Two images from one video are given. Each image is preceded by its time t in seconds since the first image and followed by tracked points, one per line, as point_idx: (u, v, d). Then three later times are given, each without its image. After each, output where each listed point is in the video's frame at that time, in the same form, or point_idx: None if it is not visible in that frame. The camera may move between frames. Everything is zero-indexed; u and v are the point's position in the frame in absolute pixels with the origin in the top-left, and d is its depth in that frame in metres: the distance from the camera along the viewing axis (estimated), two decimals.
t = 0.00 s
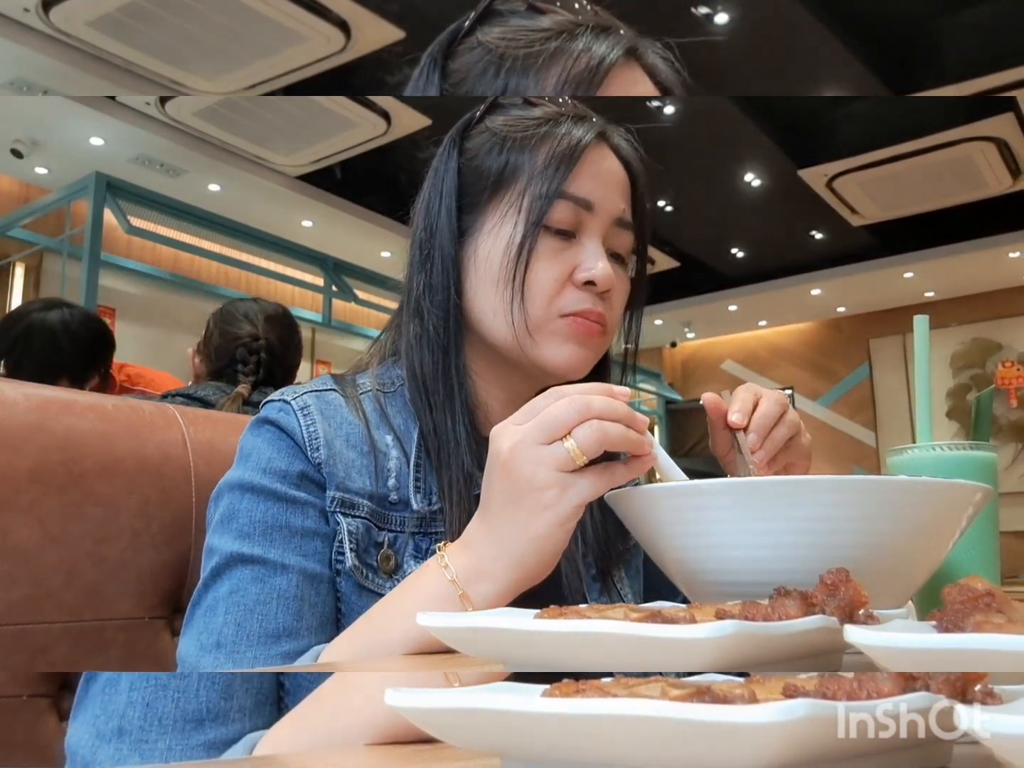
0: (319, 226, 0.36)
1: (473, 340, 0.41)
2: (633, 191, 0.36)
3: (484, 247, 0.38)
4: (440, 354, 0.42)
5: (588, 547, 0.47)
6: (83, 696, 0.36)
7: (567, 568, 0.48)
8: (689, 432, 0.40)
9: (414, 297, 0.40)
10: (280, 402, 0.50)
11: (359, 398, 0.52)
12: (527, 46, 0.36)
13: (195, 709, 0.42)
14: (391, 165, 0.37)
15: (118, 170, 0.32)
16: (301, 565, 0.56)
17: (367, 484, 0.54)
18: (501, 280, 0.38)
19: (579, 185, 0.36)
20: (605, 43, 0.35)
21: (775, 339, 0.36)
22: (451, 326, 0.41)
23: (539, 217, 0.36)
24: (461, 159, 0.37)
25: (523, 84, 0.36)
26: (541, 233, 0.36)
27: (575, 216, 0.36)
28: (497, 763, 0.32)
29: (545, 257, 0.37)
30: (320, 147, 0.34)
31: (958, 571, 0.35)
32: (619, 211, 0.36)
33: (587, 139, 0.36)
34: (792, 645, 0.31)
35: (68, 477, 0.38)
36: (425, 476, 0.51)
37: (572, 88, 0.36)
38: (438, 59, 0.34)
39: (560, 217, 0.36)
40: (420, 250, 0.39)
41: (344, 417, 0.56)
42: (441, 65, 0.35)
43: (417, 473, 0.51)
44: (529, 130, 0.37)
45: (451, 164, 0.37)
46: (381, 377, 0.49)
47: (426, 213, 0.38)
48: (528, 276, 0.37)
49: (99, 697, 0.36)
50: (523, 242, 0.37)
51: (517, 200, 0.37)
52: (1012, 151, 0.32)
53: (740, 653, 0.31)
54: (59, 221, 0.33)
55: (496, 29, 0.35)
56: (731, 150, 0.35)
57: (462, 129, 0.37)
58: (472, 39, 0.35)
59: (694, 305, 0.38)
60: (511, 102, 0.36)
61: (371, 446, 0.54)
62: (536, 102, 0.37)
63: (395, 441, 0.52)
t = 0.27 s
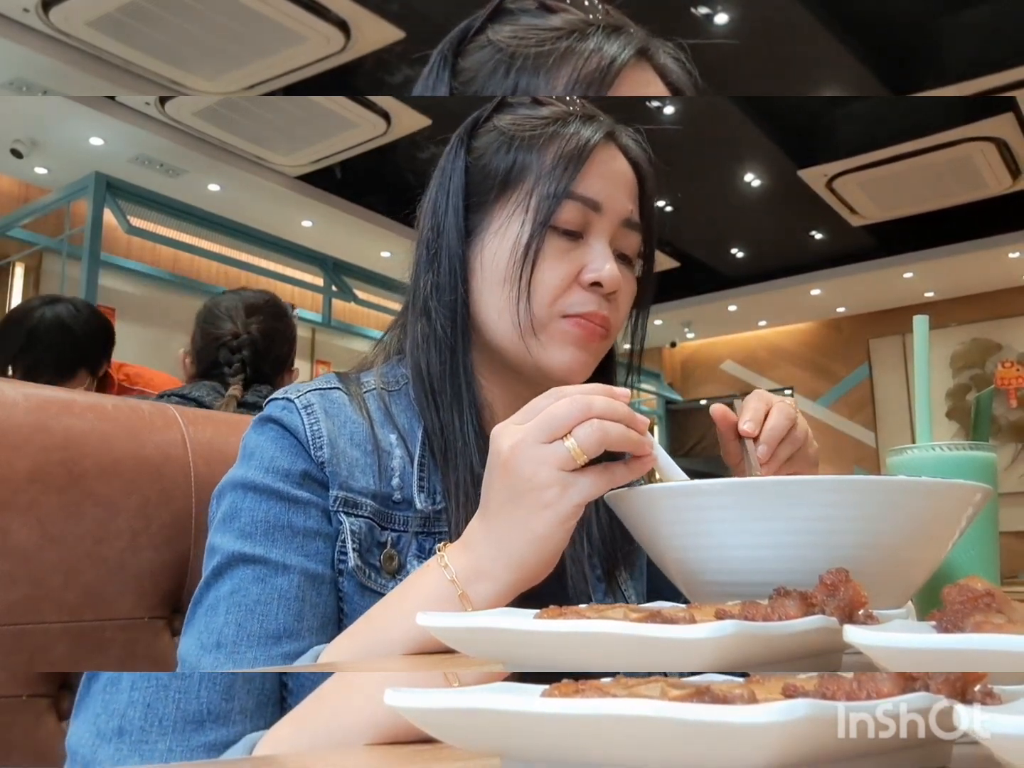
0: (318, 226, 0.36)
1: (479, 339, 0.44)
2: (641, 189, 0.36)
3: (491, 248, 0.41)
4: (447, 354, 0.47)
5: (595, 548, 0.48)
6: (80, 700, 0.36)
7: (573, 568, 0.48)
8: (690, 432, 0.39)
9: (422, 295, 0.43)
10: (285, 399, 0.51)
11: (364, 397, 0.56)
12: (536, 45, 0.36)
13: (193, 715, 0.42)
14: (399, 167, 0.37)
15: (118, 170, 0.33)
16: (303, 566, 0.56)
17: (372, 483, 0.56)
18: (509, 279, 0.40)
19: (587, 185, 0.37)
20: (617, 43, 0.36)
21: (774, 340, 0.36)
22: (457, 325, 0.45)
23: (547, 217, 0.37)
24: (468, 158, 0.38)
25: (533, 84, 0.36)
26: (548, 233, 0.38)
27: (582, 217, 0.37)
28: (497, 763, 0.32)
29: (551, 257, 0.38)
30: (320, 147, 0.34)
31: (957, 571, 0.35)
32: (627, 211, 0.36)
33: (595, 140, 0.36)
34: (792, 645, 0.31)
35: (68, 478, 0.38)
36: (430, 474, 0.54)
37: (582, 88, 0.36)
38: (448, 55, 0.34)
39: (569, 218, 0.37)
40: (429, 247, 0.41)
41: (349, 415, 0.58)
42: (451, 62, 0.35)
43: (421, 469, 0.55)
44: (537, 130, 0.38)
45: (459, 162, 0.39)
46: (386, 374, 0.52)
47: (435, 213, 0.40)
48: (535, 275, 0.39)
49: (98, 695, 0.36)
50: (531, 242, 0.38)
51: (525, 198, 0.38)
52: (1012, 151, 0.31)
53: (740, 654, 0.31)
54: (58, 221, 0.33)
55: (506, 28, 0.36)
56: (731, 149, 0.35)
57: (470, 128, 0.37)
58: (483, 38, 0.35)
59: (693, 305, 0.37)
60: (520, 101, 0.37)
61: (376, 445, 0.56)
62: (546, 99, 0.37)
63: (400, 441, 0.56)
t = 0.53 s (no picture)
0: (318, 225, 0.36)
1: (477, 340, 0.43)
2: (642, 191, 0.36)
3: (492, 249, 0.41)
4: (448, 353, 0.46)
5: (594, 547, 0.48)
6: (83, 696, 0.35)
7: (574, 570, 0.48)
8: (691, 430, 0.39)
9: (423, 295, 0.43)
10: (282, 400, 0.50)
11: (363, 396, 0.55)
12: (540, 46, 0.36)
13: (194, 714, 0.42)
14: (400, 161, 0.37)
15: (117, 170, 0.33)
16: (302, 566, 0.56)
17: (371, 483, 0.55)
18: (510, 279, 0.40)
19: (588, 188, 0.37)
20: (620, 45, 0.36)
21: (774, 341, 0.37)
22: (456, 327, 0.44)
23: (547, 219, 0.38)
24: (469, 159, 0.38)
25: (535, 85, 0.36)
26: (549, 235, 0.37)
27: (583, 218, 0.37)
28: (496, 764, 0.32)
29: (552, 258, 0.37)
30: (320, 147, 0.34)
31: (956, 571, 0.35)
32: (627, 214, 0.37)
33: (597, 141, 0.36)
34: (792, 644, 0.31)
35: (67, 477, 0.38)
36: (429, 474, 0.53)
37: (585, 90, 0.36)
38: (450, 53, 0.35)
39: (570, 219, 0.37)
40: (430, 247, 0.41)
41: (347, 416, 0.56)
42: (453, 61, 0.35)
43: (419, 471, 0.53)
44: (540, 130, 0.38)
45: (460, 161, 0.38)
46: (383, 374, 0.52)
47: (434, 212, 0.39)
48: (536, 276, 0.38)
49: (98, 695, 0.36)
50: (532, 243, 0.38)
51: (526, 199, 0.38)
52: (1011, 151, 0.31)
53: (739, 654, 0.31)
54: (58, 221, 0.33)
55: (510, 27, 0.36)
56: (731, 149, 0.35)
57: (472, 127, 0.37)
58: (484, 37, 0.36)
59: (692, 305, 0.38)
60: (524, 101, 0.36)
61: (375, 445, 0.56)
62: (548, 100, 0.37)
63: (399, 440, 0.55)
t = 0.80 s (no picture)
0: (318, 226, 0.36)
1: (475, 342, 0.43)
2: (636, 196, 0.36)
3: (489, 252, 0.40)
4: (446, 354, 0.45)
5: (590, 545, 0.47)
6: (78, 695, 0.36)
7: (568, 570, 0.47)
8: (689, 431, 0.38)
9: (421, 296, 0.42)
10: (279, 401, 0.50)
11: (358, 397, 0.56)
12: (538, 49, 0.36)
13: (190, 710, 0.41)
14: (399, 159, 0.37)
15: (117, 170, 0.33)
16: (299, 565, 0.57)
17: (367, 484, 0.56)
18: (508, 280, 0.39)
19: (586, 190, 0.36)
20: (618, 49, 0.36)
21: (773, 340, 0.36)
22: (455, 330, 0.43)
23: (546, 220, 0.36)
24: (467, 160, 0.38)
25: (533, 88, 0.36)
26: (547, 236, 0.37)
27: (581, 220, 0.36)
28: (496, 763, 0.32)
29: (550, 260, 0.37)
30: (320, 147, 0.34)
31: (956, 571, 0.35)
32: (624, 217, 0.36)
33: (595, 145, 0.36)
34: (792, 644, 0.31)
35: (67, 477, 0.36)
36: (424, 474, 0.52)
37: (585, 93, 0.36)
38: (448, 56, 0.35)
39: (566, 221, 0.36)
40: (427, 248, 0.40)
41: (343, 417, 0.58)
42: (450, 64, 0.35)
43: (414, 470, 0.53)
44: (538, 131, 0.37)
45: (458, 162, 0.38)
46: (380, 377, 0.52)
47: (432, 212, 0.39)
48: (533, 279, 0.37)
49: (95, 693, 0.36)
50: (530, 244, 0.37)
51: (525, 201, 0.37)
52: (1011, 151, 0.32)
53: (739, 653, 0.31)
54: (58, 221, 0.34)
55: (507, 30, 0.36)
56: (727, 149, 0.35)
57: (469, 129, 0.37)
58: (483, 38, 0.36)
59: (693, 305, 0.38)
60: (522, 102, 0.36)
61: (370, 445, 0.56)
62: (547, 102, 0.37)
63: (395, 440, 0.55)
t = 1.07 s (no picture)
0: (318, 226, 0.35)
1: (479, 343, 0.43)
2: (641, 200, 0.37)
3: (493, 254, 0.40)
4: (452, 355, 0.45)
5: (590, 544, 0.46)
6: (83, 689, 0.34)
7: (566, 568, 0.45)
8: (690, 430, 0.38)
9: (426, 297, 0.42)
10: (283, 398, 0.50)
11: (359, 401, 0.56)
12: (546, 53, 0.36)
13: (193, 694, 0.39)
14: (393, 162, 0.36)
15: (116, 170, 0.32)
16: (303, 555, 0.57)
17: (369, 483, 0.57)
18: (512, 284, 0.40)
19: (591, 194, 0.36)
20: (624, 56, 0.35)
21: (774, 341, 0.36)
22: (460, 332, 0.44)
23: (551, 223, 0.38)
24: (472, 162, 0.38)
25: (541, 92, 0.36)
26: (553, 240, 0.37)
27: (585, 224, 0.37)
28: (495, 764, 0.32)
29: (555, 265, 0.38)
30: (321, 147, 0.34)
31: (956, 570, 0.36)
32: (627, 221, 0.37)
33: (600, 150, 0.36)
34: (792, 644, 0.31)
35: (66, 478, 0.36)
36: (426, 474, 0.54)
37: (588, 97, 0.37)
38: (455, 59, 0.35)
39: (572, 225, 0.37)
40: (432, 249, 0.40)
41: (346, 417, 0.58)
42: (457, 66, 0.35)
43: (416, 469, 0.54)
44: (545, 136, 0.38)
45: (464, 164, 0.39)
46: (383, 378, 0.52)
47: (438, 213, 0.39)
48: (539, 282, 0.38)
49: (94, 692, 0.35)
50: (536, 247, 0.38)
51: (530, 204, 0.38)
52: (1011, 151, 0.32)
53: (739, 654, 0.31)
54: (57, 221, 0.33)
55: (514, 33, 0.35)
56: (727, 145, 0.35)
57: (476, 130, 0.37)
58: (491, 42, 0.35)
59: (691, 305, 0.38)
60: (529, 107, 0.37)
61: (373, 446, 0.56)
62: (552, 108, 0.37)
63: (397, 441, 0.55)
